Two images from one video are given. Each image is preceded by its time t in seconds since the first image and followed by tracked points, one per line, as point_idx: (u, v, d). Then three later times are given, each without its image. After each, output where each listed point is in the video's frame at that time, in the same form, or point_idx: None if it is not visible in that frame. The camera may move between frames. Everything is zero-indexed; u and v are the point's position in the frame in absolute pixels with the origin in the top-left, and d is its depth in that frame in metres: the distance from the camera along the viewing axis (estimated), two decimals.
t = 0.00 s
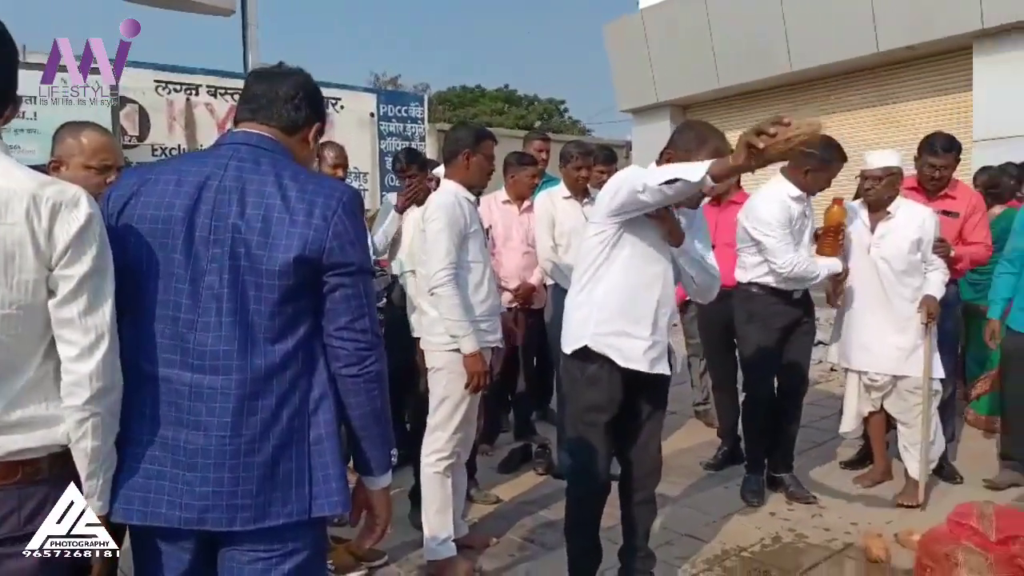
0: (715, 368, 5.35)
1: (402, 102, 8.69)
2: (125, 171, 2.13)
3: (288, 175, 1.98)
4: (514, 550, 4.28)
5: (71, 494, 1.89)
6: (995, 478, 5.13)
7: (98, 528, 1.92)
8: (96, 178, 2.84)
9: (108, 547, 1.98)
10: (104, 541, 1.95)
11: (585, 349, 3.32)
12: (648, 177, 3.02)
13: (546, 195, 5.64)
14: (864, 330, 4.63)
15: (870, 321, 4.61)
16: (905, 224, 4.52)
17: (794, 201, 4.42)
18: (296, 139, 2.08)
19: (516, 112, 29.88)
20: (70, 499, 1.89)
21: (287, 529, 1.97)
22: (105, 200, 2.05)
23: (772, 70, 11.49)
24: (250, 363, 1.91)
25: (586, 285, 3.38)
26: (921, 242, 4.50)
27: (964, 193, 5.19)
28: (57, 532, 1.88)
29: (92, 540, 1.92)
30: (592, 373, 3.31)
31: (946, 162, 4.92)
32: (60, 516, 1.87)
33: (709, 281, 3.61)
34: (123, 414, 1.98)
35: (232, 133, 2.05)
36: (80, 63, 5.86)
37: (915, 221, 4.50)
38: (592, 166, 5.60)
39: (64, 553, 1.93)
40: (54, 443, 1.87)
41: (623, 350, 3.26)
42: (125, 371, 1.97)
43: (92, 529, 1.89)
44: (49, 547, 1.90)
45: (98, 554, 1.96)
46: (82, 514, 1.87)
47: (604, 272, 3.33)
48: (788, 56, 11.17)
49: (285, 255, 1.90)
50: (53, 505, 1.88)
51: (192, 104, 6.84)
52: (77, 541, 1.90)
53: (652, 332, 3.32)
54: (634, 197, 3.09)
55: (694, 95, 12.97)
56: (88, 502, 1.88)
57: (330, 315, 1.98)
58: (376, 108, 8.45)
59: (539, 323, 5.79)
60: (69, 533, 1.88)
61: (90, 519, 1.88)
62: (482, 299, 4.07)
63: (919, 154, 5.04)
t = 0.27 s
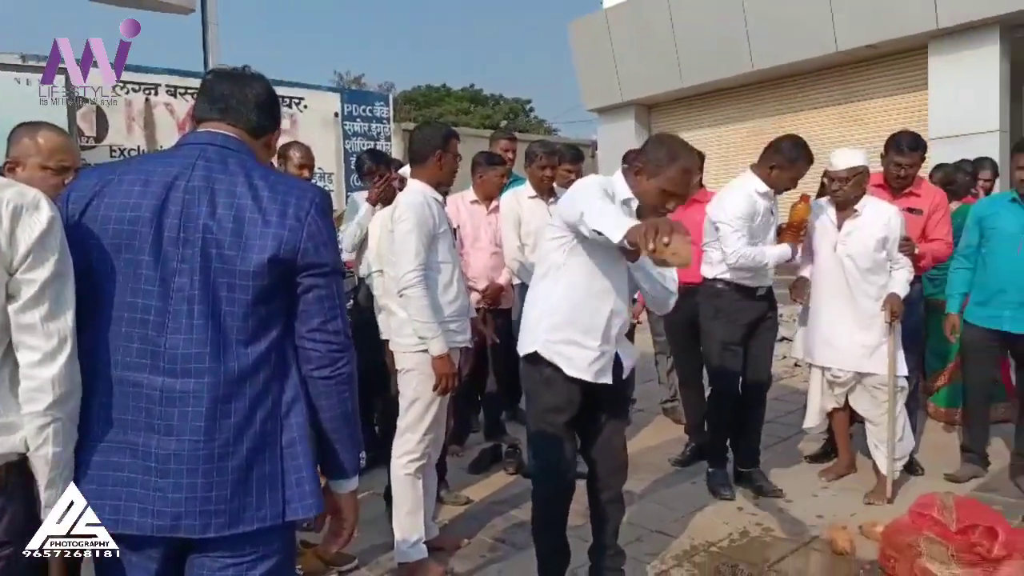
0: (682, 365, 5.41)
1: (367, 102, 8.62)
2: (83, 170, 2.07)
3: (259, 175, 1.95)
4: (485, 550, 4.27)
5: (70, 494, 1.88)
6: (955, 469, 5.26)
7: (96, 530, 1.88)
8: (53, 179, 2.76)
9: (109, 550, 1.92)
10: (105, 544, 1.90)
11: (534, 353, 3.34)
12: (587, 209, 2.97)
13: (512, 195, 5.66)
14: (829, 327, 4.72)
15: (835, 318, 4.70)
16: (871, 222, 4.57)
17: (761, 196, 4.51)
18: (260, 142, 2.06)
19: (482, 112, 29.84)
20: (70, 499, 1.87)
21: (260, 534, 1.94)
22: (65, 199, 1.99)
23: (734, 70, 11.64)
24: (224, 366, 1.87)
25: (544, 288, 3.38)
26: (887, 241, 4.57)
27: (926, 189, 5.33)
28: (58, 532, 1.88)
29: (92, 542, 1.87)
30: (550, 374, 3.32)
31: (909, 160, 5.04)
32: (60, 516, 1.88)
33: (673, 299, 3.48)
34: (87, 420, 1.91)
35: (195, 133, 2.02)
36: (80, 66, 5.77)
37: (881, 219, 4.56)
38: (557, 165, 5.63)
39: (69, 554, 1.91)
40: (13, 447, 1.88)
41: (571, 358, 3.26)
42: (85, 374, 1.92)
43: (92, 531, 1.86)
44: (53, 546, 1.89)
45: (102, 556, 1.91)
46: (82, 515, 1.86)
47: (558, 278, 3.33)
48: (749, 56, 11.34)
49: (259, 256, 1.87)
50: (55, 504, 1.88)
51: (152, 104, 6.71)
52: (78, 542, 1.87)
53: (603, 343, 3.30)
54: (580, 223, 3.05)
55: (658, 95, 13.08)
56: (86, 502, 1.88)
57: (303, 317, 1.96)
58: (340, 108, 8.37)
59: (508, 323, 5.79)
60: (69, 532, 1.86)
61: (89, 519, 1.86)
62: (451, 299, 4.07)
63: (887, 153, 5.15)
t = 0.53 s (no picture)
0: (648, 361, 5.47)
1: (332, 98, 8.54)
2: (43, 167, 2.02)
3: (234, 173, 1.95)
4: (455, 548, 4.28)
5: (72, 494, 1.85)
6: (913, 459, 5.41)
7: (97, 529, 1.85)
8: (9, 177, 2.70)
9: (108, 550, 1.87)
10: (105, 543, 1.85)
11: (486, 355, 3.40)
12: (540, 266, 2.89)
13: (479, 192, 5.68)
14: (799, 324, 4.82)
15: (807, 316, 4.79)
16: (843, 220, 4.67)
17: (721, 187, 4.61)
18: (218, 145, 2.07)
19: (449, 109, 29.73)
20: (70, 499, 1.85)
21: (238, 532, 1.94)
22: (29, 195, 1.94)
23: (697, 69, 11.78)
24: (205, 364, 1.86)
25: (497, 294, 3.41)
26: (857, 240, 4.66)
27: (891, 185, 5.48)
28: (59, 533, 1.82)
29: (92, 541, 1.83)
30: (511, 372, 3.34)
31: (876, 158, 5.18)
32: (61, 516, 1.85)
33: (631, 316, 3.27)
34: (60, 421, 1.87)
35: (161, 130, 1.98)
36: (80, 64, 6.32)
37: (853, 217, 4.65)
38: (522, 164, 5.67)
39: (68, 555, 1.85)
40: None
41: (515, 364, 3.32)
42: (41, 376, 1.92)
43: (93, 530, 1.83)
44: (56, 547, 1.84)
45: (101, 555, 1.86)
46: (82, 514, 1.83)
47: (509, 287, 3.35)
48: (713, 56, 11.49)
49: (239, 252, 1.88)
50: (56, 505, 1.85)
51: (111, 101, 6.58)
52: (78, 542, 1.82)
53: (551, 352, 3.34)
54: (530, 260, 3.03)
55: (623, 93, 13.17)
56: (88, 502, 1.84)
57: (281, 314, 1.98)
58: (305, 105, 8.29)
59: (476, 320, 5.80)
60: (68, 532, 1.81)
61: (89, 519, 1.83)
62: (421, 296, 4.06)
63: (852, 151, 5.29)
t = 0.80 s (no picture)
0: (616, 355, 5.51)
1: (299, 90, 8.44)
2: None
3: (208, 164, 1.98)
4: (425, 542, 4.28)
5: (72, 494, 1.79)
6: (874, 452, 5.53)
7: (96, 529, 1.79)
8: None
9: (109, 549, 1.82)
10: (106, 542, 1.81)
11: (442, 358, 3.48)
12: (503, 328, 2.88)
13: (448, 186, 5.65)
14: (773, 319, 4.89)
15: (780, 313, 4.86)
16: (818, 217, 4.75)
17: (681, 180, 4.76)
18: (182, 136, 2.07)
19: (417, 103, 29.53)
20: (71, 499, 1.79)
21: (223, 520, 1.95)
22: None
23: (666, 66, 11.88)
24: (192, 351, 1.86)
25: (459, 293, 3.41)
26: (832, 237, 4.74)
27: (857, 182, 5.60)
28: (58, 533, 1.76)
29: (93, 541, 1.78)
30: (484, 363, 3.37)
31: (842, 156, 5.28)
32: (60, 516, 1.79)
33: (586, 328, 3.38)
34: (33, 416, 1.80)
35: (126, 121, 1.96)
36: (81, 63, 6.37)
37: (829, 215, 4.73)
38: (491, 158, 5.66)
39: (68, 555, 1.80)
40: None
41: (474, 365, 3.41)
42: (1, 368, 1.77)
43: (94, 530, 1.77)
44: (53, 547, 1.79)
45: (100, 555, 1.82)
46: (82, 514, 1.77)
47: (469, 299, 3.35)
48: (681, 53, 11.59)
49: (224, 240, 1.91)
50: (54, 504, 1.79)
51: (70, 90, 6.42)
52: (79, 541, 1.76)
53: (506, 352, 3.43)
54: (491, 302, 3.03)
55: (592, 88, 13.22)
56: (92, 502, 1.79)
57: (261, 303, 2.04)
58: (271, 97, 8.17)
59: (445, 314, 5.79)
60: (68, 533, 1.75)
61: (90, 519, 1.77)
62: (391, 290, 4.04)
63: (818, 149, 5.40)
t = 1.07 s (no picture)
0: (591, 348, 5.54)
1: (271, 81, 8.33)
2: None
3: (184, 153, 1.98)
4: (400, 535, 4.27)
5: (72, 493, 1.77)
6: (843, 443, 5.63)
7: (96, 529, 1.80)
8: None
9: (108, 549, 1.83)
10: (104, 541, 1.81)
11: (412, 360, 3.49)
12: (489, 364, 2.97)
13: (421, 179, 5.60)
14: (750, 314, 4.95)
15: (760, 310, 4.91)
16: (798, 213, 4.82)
17: (642, 174, 4.87)
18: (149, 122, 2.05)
19: (391, 96, 29.29)
20: (71, 499, 1.77)
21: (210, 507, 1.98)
22: None
23: (639, 60, 11.93)
24: (179, 339, 1.86)
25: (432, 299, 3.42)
26: (810, 235, 4.83)
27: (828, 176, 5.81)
28: (58, 533, 1.75)
29: (93, 541, 1.79)
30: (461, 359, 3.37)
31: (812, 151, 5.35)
32: (60, 515, 1.77)
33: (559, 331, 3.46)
34: (14, 409, 1.77)
35: (92, 110, 1.93)
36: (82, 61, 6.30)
37: (808, 211, 4.82)
38: (465, 150, 5.58)
39: (67, 555, 1.79)
40: None
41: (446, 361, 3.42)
42: None
43: (93, 530, 1.78)
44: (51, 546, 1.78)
45: (98, 555, 1.82)
46: (82, 514, 1.76)
47: (447, 311, 3.33)
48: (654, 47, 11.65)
49: (209, 230, 1.92)
50: (53, 503, 1.76)
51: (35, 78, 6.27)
52: (78, 542, 1.76)
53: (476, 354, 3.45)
54: (472, 328, 3.08)
55: (566, 83, 13.24)
56: (94, 500, 1.78)
57: (242, 293, 2.08)
58: (241, 88, 8.06)
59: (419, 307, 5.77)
60: (69, 533, 1.74)
61: (90, 519, 1.77)
62: (366, 282, 4.01)
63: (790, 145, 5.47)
